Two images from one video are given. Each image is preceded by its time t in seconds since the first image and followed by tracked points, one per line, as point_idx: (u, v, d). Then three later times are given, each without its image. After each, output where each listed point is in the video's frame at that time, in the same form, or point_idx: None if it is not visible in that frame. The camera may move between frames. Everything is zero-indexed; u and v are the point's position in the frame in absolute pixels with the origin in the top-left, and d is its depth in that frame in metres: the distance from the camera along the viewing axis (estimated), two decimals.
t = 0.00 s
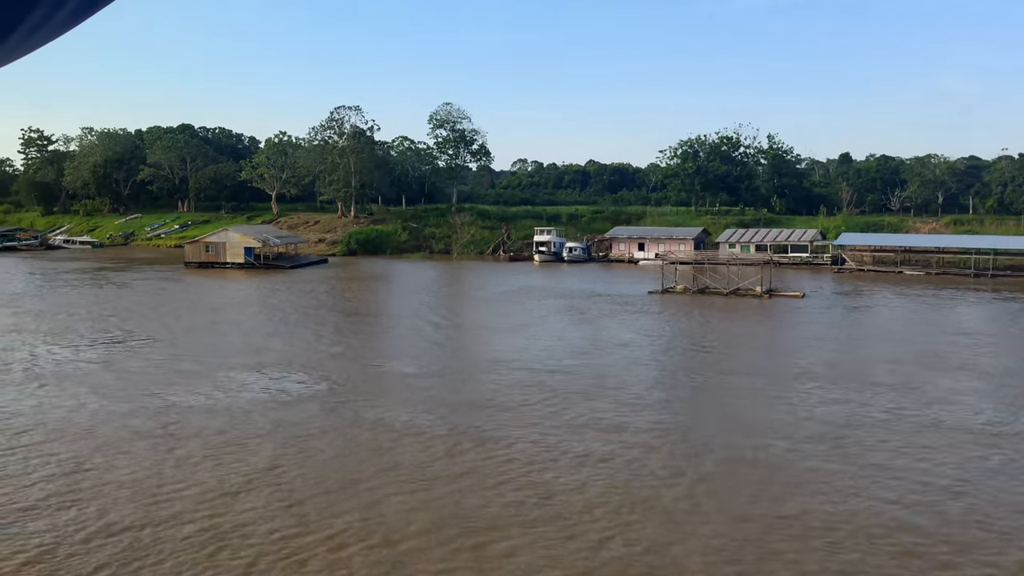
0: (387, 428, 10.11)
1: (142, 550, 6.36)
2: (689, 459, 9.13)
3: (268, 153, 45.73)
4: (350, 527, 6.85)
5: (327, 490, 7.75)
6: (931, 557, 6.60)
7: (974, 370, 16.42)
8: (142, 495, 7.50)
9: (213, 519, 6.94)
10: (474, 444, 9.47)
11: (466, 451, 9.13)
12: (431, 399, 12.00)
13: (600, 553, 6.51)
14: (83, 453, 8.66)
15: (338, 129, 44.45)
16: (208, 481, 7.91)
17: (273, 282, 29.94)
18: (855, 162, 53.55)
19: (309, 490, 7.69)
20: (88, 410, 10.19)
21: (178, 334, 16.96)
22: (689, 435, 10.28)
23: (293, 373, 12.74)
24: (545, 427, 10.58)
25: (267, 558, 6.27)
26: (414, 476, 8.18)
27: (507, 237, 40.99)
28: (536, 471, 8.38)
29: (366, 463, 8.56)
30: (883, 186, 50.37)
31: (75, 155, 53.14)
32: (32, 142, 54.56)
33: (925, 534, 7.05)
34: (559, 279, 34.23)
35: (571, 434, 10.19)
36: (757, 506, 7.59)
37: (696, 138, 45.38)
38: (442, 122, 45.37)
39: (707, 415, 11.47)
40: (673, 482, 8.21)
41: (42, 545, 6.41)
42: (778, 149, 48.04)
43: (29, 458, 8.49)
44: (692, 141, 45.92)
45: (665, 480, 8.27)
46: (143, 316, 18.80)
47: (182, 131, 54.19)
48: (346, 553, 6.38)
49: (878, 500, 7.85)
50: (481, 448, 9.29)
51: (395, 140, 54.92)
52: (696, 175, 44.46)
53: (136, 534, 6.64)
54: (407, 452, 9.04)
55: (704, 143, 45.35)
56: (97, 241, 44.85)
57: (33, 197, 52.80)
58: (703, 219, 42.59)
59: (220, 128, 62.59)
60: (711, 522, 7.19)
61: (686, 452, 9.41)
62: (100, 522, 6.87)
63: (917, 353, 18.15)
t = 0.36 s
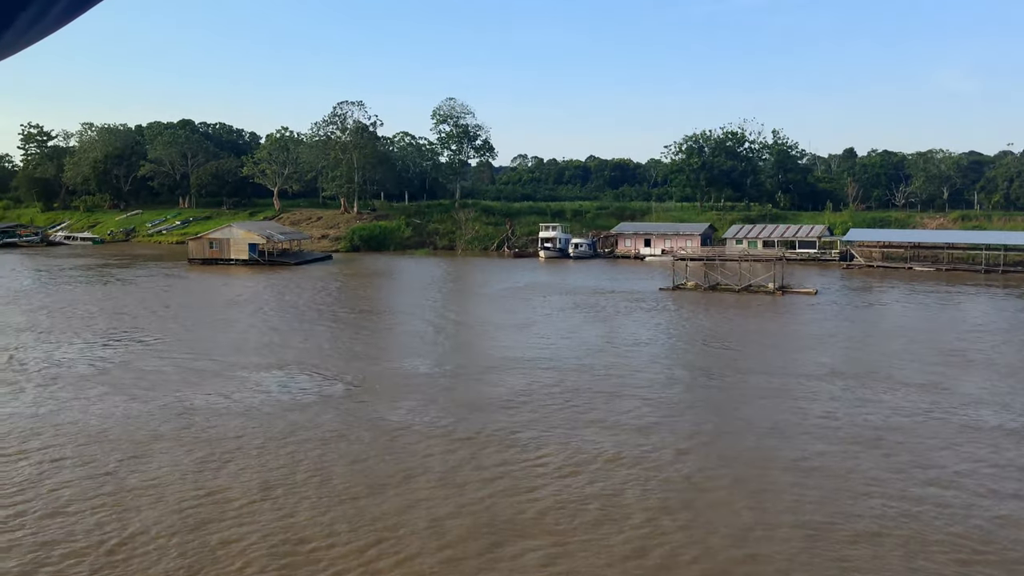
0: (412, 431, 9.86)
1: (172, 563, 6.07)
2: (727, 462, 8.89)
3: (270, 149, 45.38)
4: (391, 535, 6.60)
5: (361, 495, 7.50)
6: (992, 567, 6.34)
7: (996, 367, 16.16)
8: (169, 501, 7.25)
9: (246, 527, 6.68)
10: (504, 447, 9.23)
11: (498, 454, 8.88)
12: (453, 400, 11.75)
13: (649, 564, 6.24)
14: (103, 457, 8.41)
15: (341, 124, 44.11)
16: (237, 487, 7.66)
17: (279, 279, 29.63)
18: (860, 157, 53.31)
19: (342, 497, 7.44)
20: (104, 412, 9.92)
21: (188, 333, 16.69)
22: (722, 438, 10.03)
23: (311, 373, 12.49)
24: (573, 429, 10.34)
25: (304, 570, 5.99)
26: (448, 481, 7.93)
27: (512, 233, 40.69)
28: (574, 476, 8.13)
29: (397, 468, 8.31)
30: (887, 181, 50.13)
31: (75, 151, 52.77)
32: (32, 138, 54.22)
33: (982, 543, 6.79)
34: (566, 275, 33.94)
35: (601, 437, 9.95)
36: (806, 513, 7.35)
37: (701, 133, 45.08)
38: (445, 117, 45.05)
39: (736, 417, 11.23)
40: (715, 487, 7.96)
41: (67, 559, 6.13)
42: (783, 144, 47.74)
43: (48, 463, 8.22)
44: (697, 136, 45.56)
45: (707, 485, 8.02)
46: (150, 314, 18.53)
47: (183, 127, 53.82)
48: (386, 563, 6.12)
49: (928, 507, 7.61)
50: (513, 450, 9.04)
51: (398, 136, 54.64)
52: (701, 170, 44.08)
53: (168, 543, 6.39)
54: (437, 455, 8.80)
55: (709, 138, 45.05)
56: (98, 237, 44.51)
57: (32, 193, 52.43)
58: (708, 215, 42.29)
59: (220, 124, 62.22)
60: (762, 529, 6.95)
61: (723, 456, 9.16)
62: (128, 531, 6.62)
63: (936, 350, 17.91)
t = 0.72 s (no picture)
0: (440, 436, 9.54)
1: None
2: (770, 470, 8.59)
3: (270, 145, 45.01)
4: (436, 550, 6.29)
5: (399, 506, 7.19)
6: None
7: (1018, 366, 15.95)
8: (199, 514, 6.93)
9: (282, 543, 6.37)
10: (538, 452, 8.92)
11: (533, 460, 8.58)
12: (477, 404, 11.44)
13: None
14: (124, 466, 8.08)
15: (342, 120, 43.76)
16: (268, 498, 7.33)
17: (282, 277, 29.33)
18: (862, 154, 53.09)
19: (380, 508, 7.12)
20: (120, 417, 9.58)
21: (197, 332, 16.36)
22: (759, 443, 9.74)
23: (329, 375, 12.17)
24: (604, 434, 10.03)
25: None
26: (486, 490, 7.62)
27: (514, 230, 40.41)
28: (617, 484, 7.83)
29: (432, 475, 8.00)
30: (890, 178, 49.94)
31: (72, 147, 52.36)
32: (29, 135, 53.79)
33: None
34: (571, 273, 33.67)
35: (635, 442, 9.65)
36: (865, 526, 7.06)
37: (704, 129, 44.78)
38: (447, 114, 44.72)
39: (769, 420, 10.93)
40: (765, 497, 7.67)
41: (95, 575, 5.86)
42: (786, 141, 47.48)
43: (67, 472, 7.89)
44: (701, 132, 45.22)
45: (756, 495, 7.72)
46: (157, 313, 18.20)
47: (181, 123, 53.44)
48: None
49: (988, 519, 7.34)
50: (548, 456, 8.74)
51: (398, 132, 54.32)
52: (705, 167, 43.73)
53: (203, 561, 6.08)
54: (471, 462, 8.49)
55: (713, 134, 44.75)
56: (96, 235, 44.10)
57: (30, 190, 52.01)
58: (712, 212, 42.03)
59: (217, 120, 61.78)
60: (821, 546, 6.65)
61: (765, 462, 8.87)
62: (158, 548, 6.30)
63: (956, 348, 17.67)
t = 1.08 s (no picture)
0: (473, 442, 9.20)
1: None
2: (814, 477, 8.30)
3: (272, 142, 44.64)
4: (480, 566, 6.01)
5: (441, 519, 6.86)
6: None
7: None
8: (229, 527, 6.62)
9: (324, 560, 6.04)
10: (578, 458, 8.59)
11: (573, 467, 8.24)
12: (503, 408, 11.11)
13: None
14: (145, 474, 7.77)
15: (345, 117, 43.42)
16: (302, 510, 7.01)
17: (288, 275, 29.01)
18: (867, 151, 52.87)
19: (422, 521, 6.79)
20: (138, 423, 9.23)
21: (207, 332, 16.03)
22: (801, 448, 9.41)
23: (349, 378, 11.83)
24: (639, 439, 9.71)
25: None
26: (530, 500, 7.28)
27: (519, 227, 40.12)
28: (664, 493, 7.50)
29: (466, 483, 7.72)
30: (895, 175, 49.74)
31: (72, 143, 51.98)
32: (28, 131, 53.43)
33: None
34: (578, 271, 33.38)
35: (673, 447, 9.31)
36: (920, 539, 6.78)
37: (710, 125, 44.51)
38: (450, 110, 44.37)
39: (806, 424, 10.60)
40: (820, 507, 7.34)
41: None
42: (792, 137, 47.23)
43: (88, 482, 7.55)
44: (706, 129, 44.92)
45: (810, 505, 7.39)
46: (165, 312, 17.88)
47: (182, 119, 53.05)
48: None
49: None
50: (590, 463, 8.41)
51: (400, 129, 53.99)
52: (711, 164, 43.44)
53: None
54: (506, 469, 8.18)
55: (718, 131, 44.47)
56: (97, 232, 43.76)
57: (29, 186, 51.65)
58: (718, 209, 41.76)
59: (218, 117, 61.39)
60: (890, 563, 6.32)
61: (813, 469, 8.55)
62: (190, 565, 5.99)
63: (980, 348, 17.37)
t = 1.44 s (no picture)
0: (513, 451, 8.93)
1: None
2: (864, 488, 8.00)
3: (282, 142, 44.41)
4: None
5: (494, 536, 6.58)
6: None
7: None
8: (260, 548, 6.33)
9: None
10: (622, 468, 8.31)
11: (622, 478, 7.95)
12: (537, 415, 10.83)
13: None
14: (173, 488, 7.51)
15: (355, 117, 43.16)
16: (347, 527, 6.74)
17: (301, 276, 28.76)
18: (880, 151, 52.50)
19: (475, 538, 6.52)
20: (168, 432, 8.97)
21: (227, 334, 15.79)
22: (852, 456, 9.12)
23: (377, 384, 11.57)
24: (682, 446, 9.43)
25: None
26: (583, 514, 7.00)
27: (532, 228, 39.85)
28: (721, 507, 7.21)
29: (507, 495, 7.44)
30: (909, 175, 49.40)
31: (81, 144, 51.84)
32: (37, 132, 53.34)
33: None
34: (592, 272, 33.06)
35: (720, 455, 9.03)
36: (987, 554, 6.47)
37: (723, 125, 44.17)
38: (462, 110, 44.08)
39: (852, 430, 10.29)
40: (881, 522, 7.05)
41: None
42: (805, 137, 46.90)
43: (122, 496, 7.29)
44: (719, 128, 44.58)
45: (873, 519, 7.11)
46: (183, 314, 17.65)
47: (191, 120, 52.87)
48: None
49: None
50: (639, 473, 8.12)
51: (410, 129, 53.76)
52: (725, 163, 43.11)
53: None
54: (545, 480, 7.91)
55: (731, 130, 44.14)
56: (108, 233, 43.60)
57: (39, 187, 51.53)
58: (731, 210, 41.44)
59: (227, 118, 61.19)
60: None
61: (869, 480, 8.24)
62: None
63: (1011, 350, 17.02)
